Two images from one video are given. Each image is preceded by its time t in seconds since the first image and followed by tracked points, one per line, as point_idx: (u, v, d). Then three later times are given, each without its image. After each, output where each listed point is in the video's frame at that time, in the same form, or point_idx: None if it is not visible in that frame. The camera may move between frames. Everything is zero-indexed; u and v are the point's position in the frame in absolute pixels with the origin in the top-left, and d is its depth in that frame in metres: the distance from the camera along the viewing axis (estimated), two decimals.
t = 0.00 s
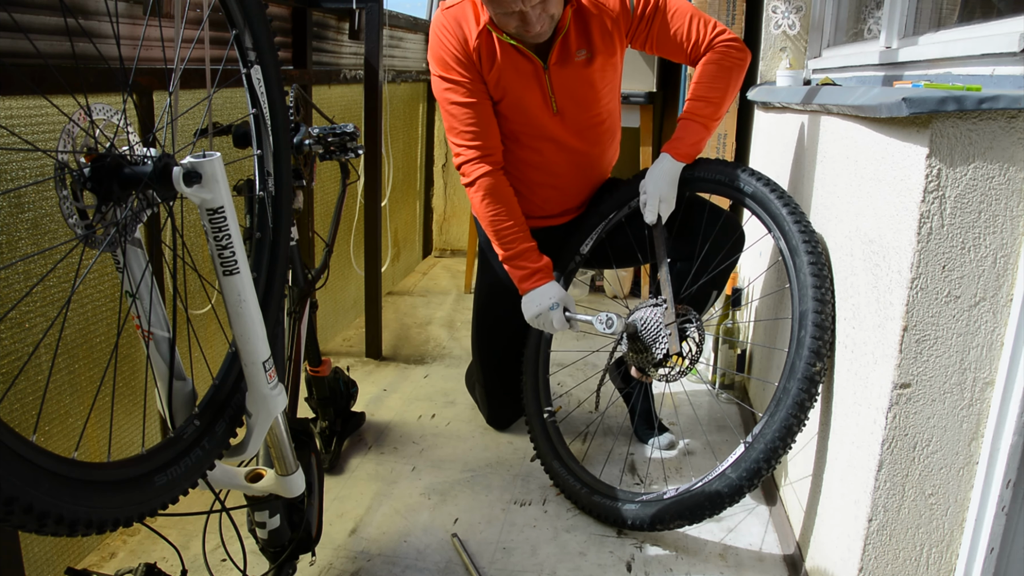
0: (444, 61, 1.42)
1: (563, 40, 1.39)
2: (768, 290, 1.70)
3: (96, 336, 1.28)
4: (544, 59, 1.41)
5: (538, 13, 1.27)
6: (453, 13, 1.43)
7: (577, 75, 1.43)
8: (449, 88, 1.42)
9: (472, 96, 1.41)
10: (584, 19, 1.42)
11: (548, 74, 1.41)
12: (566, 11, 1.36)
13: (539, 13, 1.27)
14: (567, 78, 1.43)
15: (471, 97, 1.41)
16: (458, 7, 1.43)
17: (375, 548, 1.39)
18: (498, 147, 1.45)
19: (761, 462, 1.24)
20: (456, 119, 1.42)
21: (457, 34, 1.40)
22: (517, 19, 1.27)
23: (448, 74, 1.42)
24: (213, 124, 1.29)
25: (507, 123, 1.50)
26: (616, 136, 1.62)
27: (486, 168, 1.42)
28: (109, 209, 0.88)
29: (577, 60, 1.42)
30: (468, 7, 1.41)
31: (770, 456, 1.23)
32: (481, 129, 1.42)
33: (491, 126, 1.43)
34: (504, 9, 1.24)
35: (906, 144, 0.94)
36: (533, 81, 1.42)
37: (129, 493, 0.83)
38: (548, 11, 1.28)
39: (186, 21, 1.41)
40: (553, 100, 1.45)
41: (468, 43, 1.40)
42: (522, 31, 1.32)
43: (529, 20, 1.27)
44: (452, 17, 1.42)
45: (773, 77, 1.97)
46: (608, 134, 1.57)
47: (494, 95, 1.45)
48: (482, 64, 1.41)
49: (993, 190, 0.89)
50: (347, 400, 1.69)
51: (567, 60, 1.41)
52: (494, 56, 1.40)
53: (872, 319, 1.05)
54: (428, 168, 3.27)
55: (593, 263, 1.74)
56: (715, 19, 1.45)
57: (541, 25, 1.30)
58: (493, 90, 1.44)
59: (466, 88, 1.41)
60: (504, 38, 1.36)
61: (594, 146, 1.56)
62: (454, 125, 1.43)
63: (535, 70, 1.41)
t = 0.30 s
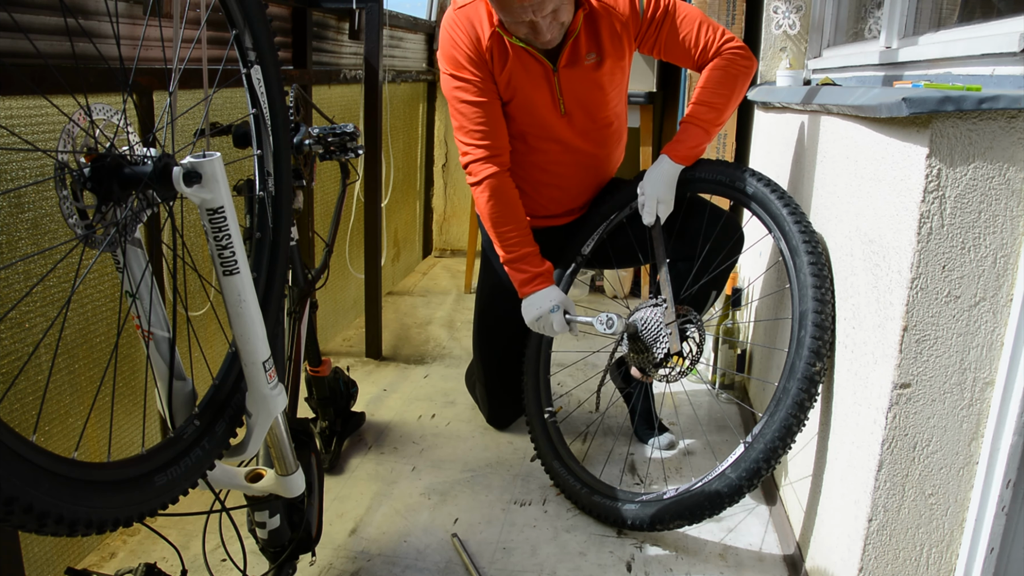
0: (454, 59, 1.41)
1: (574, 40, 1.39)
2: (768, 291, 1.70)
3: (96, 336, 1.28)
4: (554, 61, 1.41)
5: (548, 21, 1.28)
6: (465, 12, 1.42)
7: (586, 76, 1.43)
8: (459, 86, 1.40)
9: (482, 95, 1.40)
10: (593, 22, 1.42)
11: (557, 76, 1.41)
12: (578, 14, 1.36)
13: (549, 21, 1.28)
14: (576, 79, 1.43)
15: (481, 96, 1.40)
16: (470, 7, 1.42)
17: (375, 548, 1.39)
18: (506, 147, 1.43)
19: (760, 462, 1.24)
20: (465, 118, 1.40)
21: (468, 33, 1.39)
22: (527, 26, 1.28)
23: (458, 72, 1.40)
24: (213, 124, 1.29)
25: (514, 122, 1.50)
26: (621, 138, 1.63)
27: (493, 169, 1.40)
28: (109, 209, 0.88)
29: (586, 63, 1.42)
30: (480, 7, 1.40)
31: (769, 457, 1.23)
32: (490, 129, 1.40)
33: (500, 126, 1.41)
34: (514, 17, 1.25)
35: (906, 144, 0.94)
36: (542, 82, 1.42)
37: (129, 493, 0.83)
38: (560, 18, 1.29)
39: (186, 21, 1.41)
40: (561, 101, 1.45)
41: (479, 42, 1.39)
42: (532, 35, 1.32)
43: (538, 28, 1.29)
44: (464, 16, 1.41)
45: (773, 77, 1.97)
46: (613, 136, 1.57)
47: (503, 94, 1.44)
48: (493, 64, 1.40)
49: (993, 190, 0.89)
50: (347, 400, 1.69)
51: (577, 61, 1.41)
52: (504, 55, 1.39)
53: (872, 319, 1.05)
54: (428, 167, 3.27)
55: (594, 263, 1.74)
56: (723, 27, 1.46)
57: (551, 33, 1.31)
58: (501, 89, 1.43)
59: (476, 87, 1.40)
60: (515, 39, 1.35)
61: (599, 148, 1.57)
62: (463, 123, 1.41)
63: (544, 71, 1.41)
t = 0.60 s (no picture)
0: (458, 61, 1.40)
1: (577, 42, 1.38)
2: (768, 291, 1.70)
3: (96, 336, 1.28)
4: (556, 63, 1.40)
5: (549, 32, 1.27)
6: (468, 14, 1.41)
7: (589, 78, 1.43)
8: (462, 88, 1.40)
9: (485, 96, 1.39)
10: (595, 24, 1.42)
11: (559, 78, 1.41)
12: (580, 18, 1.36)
13: (550, 32, 1.27)
14: (578, 81, 1.43)
15: (484, 97, 1.39)
16: (473, 10, 1.41)
17: (375, 548, 1.39)
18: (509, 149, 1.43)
19: (760, 462, 1.24)
20: (468, 119, 1.40)
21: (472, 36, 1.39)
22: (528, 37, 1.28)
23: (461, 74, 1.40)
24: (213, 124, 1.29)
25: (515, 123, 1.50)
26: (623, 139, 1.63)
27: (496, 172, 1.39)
28: (109, 209, 0.88)
29: (588, 65, 1.42)
30: (483, 10, 1.39)
31: (769, 456, 1.23)
32: (494, 131, 1.40)
33: (503, 128, 1.41)
34: (515, 29, 1.23)
35: (906, 144, 0.94)
36: (545, 84, 1.42)
37: (130, 493, 0.83)
38: (562, 27, 1.28)
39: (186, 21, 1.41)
40: (563, 102, 1.45)
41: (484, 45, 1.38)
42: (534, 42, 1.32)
43: (540, 39, 1.28)
44: (467, 20, 1.40)
45: (773, 77, 1.97)
46: (614, 137, 1.58)
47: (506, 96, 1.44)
48: (496, 66, 1.39)
49: (993, 190, 0.89)
50: (347, 400, 1.69)
51: (579, 64, 1.41)
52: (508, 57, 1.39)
53: (872, 319, 1.05)
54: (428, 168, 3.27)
55: (594, 263, 1.74)
56: (724, 30, 1.46)
57: (552, 41, 1.30)
58: (504, 91, 1.43)
59: (479, 89, 1.39)
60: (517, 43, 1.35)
61: (600, 149, 1.57)
62: (466, 125, 1.41)
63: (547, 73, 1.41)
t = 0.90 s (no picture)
0: (461, 64, 1.40)
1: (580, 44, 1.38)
2: (768, 291, 1.71)
3: (96, 336, 1.28)
4: (559, 65, 1.40)
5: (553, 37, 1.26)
6: (471, 17, 1.41)
7: (592, 80, 1.43)
8: (466, 90, 1.40)
9: (489, 98, 1.39)
10: (598, 26, 1.42)
11: (562, 81, 1.41)
12: (584, 20, 1.35)
13: (554, 36, 1.26)
14: (581, 83, 1.43)
15: (488, 100, 1.39)
16: (477, 12, 1.41)
17: (375, 548, 1.39)
18: (513, 152, 1.42)
19: (760, 462, 1.24)
20: (472, 121, 1.39)
21: (476, 39, 1.39)
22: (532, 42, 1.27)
23: (465, 76, 1.40)
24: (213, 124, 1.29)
25: (518, 124, 1.50)
26: (625, 140, 1.63)
27: (498, 174, 1.39)
28: (109, 209, 0.88)
29: (591, 68, 1.42)
30: (488, 14, 1.39)
31: (769, 456, 1.23)
32: (498, 133, 1.39)
33: (507, 130, 1.40)
34: (520, 35, 1.23)
35: (906, 144, 0.94)
36: (548, 86, 1.42)
37: (129, 493, 0.83)
38: (566, 31, 1.27)
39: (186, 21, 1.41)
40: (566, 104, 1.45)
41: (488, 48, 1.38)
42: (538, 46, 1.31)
43: (544, 43, 1.27)
44: (472, 22, 1.40)
45: (773, 77, 1.97)
46: (616, 138, 1.58)
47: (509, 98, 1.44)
48: (500, 68, 1.39)
49: (993, 190, 0.89)
50: (347, 400, 1.69)
51: (582, 66, 1.41)
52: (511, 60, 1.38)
53: (872, 319, 1.05)
54: (428, 168, 3.27)
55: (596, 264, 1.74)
56: (725, 32, 1.46)
57: (556, 45, 1.30)
58: (508, 93, 1.43)
59: (483, 92, 1.39)
60: (521, 47, 1.34)
61: (602, 150, 1.58)
62: (470, 128, 1.40)
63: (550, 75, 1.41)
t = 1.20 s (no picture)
0: (463, 71, 1.40)
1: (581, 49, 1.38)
2: (768, 291, 1.71)
3: (96, 336, 1.28)
4: (560, 69, 1.40)
5: (557, 41, 1.26)
6: (473, 25, 1.41)
7: (592, 84, 1.43)
8: (467, 97, 1.40)
9: (490, 104, 1.39)
10: (598, 30, 1.42)
11: (563, 85, 1.41)
12: (585, 25, 1.35)
13: (557, 41, 1.26)
14: (581, 87, 1.43)
15: (489, 106, 1.39)
16: (479, 19, 1.41)
17: (375, 548, 1.39)
18: (513, 159, 1.42)
19: (760, 462, 1.24)
20: (473, 127, 1.39)
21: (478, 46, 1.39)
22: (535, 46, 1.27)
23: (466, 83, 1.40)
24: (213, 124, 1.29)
25: (518, 128, 1.50)
26: (626, 142, 1.63)
27: (498, 180, 1.38)
28: (109, 209, 0.88)
29: (592, 71, 1.42)
30: (490, 20, 1.39)
31: (769, 456, 1.23)
32: (498, 139, 1.39)
33: (508, 136, 1.40)
34: (523, 40, 1.23)
35: (906, 144, 0.94)
36: (549, 91, 1.42)
37: (129, 493, 0.83)
38: (569, 36, 1.27)
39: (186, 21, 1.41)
40: (566, 108, 1.45)
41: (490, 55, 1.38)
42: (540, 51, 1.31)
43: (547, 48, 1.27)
44: (473, 30, 1.40)
45: (773, 77, 1.97)
46: (617, 140, 1.58)
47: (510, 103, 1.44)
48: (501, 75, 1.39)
49: (993, 190, 0.89)
50: (347, 400, 1.69)
51: (583, 70, 1.41)
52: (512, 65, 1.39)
53: (872, 319, 1.05)
54: (428, 168, 3.27)
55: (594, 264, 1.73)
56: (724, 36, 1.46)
57: (558, 50, 1.29)
58: (509, 99, 1.43)
59: (484, 98, 1.39)
60: (522, 52, 1.34)
61: (602, 152, 1.58)
62: (470, 134, 1.40)
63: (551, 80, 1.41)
